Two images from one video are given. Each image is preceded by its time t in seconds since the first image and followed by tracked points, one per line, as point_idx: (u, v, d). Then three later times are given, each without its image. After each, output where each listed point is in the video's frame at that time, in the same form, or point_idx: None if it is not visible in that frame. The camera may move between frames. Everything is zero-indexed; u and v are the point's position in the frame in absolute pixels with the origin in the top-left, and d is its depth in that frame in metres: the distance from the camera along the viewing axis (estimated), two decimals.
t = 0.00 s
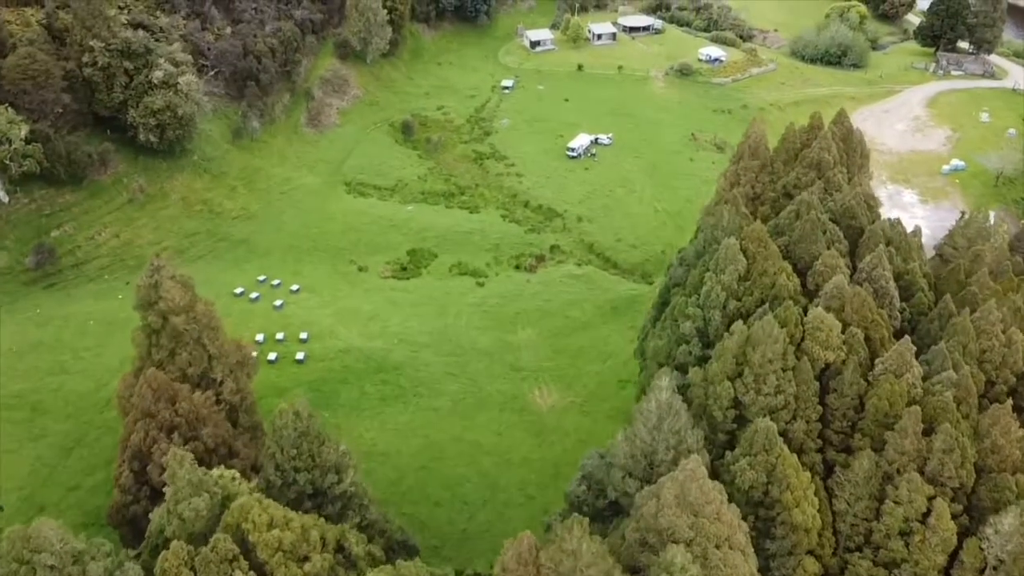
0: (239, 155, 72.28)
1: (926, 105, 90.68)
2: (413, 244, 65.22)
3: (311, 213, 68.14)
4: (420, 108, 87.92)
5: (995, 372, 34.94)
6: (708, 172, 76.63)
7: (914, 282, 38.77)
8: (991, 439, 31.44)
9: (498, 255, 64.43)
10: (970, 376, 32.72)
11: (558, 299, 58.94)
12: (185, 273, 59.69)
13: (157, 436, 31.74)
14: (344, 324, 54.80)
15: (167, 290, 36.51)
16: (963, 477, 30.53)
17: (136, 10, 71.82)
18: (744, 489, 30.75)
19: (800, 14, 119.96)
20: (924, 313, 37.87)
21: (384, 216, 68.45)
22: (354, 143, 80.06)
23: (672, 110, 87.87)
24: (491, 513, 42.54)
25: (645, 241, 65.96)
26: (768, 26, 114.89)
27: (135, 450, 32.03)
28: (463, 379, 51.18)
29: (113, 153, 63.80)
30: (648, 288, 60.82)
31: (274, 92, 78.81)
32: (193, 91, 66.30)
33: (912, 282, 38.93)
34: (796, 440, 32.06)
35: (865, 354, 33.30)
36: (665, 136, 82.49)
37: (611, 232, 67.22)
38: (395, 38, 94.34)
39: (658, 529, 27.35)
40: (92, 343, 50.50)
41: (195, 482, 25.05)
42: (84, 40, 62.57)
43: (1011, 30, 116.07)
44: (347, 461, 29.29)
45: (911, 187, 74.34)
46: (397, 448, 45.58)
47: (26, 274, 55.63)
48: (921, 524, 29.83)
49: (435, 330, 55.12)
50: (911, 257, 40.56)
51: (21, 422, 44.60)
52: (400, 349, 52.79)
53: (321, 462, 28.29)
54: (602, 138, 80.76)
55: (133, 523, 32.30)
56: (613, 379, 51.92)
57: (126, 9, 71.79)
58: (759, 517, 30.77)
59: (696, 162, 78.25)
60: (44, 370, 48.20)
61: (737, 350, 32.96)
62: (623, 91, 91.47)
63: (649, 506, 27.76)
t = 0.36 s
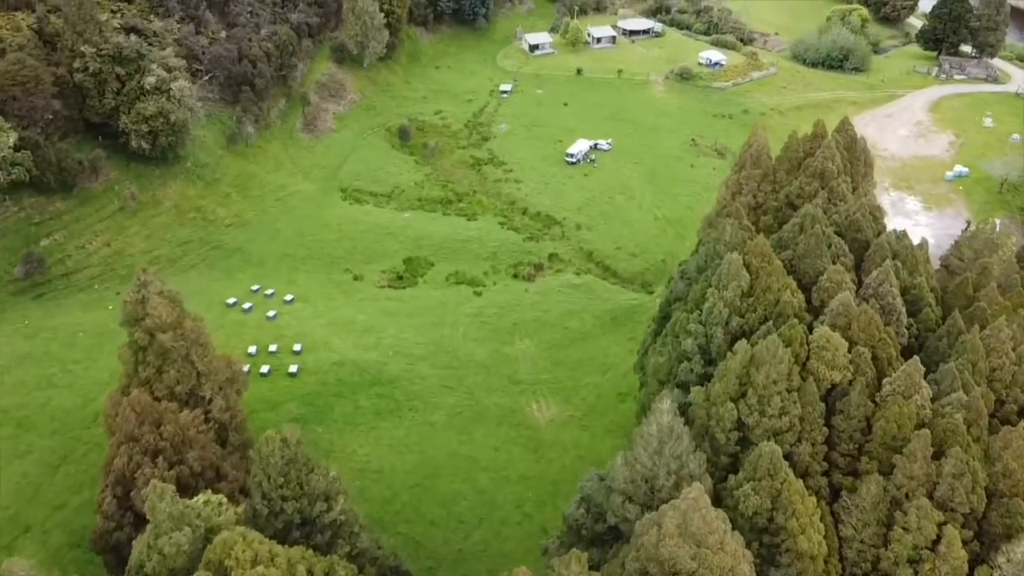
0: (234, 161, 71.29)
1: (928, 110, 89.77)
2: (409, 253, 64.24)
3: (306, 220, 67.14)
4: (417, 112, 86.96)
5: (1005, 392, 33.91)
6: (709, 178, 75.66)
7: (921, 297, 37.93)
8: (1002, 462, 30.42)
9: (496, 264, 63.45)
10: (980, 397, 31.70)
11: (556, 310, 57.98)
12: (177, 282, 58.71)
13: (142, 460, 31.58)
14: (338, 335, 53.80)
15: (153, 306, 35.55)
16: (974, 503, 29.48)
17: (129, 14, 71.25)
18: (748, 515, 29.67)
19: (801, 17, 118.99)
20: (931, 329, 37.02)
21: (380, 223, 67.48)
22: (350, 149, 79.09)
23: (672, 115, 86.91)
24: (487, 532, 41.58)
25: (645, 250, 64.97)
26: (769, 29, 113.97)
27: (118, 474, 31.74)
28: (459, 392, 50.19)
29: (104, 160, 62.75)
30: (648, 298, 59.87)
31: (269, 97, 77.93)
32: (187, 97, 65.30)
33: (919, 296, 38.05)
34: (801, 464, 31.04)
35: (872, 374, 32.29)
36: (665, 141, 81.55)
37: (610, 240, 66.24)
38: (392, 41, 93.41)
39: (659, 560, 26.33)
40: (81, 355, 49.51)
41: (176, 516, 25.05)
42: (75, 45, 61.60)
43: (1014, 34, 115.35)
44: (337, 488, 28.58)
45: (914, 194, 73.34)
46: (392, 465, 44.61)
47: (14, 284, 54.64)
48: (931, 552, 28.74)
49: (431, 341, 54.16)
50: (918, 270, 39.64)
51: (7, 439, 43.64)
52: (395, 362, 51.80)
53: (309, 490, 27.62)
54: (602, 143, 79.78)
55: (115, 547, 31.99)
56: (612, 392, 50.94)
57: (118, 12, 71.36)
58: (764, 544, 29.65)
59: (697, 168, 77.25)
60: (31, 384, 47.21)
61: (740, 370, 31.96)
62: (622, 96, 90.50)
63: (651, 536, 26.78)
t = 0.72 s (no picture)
0: (227, 168, 70.11)
1: (932, 115, 88.69)
2: (405, 262, 63.07)
3: (300, 229, 65.95)
4: (415, 117, 85.83)
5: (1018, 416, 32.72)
6: (710, 186, 74.46)
7: (929, 315, 36.86)
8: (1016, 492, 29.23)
9: (493, 274, 62.27)
10: (993, 422, 30.54)
11: (554, 321, 56.84)
12: (168, 293, 57.46)
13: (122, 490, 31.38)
14: (332, 348, 52.64)
15: (138, 326, 34.41)
16: (988, 535, 28.29)
17: (120, 19, 70.10)
18: (752, 547, 28.48)
19: (802, 21, 117.94)
20: (941, 349, 35.90)
21: (375, 231, 66.30)
22: (346, 155, 77.92)
23: (672, 121, 85.80)
24: (482, 555, 40.45)
25: (645, 259, 63.80)
26: (770, 32, 112.90)
27: (98, 505, 31.45)
28: (455, 408, 49.00)
29: (94, 168, 61.56)
30: (648, 309, 58.68)
31: (264, 102, 76.79)
32: (178, 104, 64.15)
33: (928, 314, 36.95)
34: (807, 492, 29.89)
35: (881, 399, 31.13)
36: (665, 147, 80.43)
37: (609, 249, 65.09)
38: (389, 46, 92.33)
39: None
40: (68, 371, 48.35)
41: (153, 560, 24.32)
42: (64, 51, 60.57)
43: (1016, 38, 114.46)
44: (322, 521, 28.82)
45: (918, 203, 72.15)
46: (385, 485, 43.44)
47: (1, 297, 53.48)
48: None
49: (426, 355, 52.99)
50: (926, 286, 38.56)
51: None
52: (390, 377, 50.61)
53: (294, 525, 27.61)
54: (601, 150, 78.62)
55: None
56: (611, 407, 49.77)
57: (109, 16, 70.21)
58: None
59: (698, 175, 76.10)
60: (16, 401, 46.07)
61: (744, 395, 30.82)
62: (621, 101, 89.38)
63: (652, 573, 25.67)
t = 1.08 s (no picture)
0: (219, 175, 68.87)
1: (935, 121, 87.51)
2: (400, 272, 61.83)
3: (294, 238, 64.70)
4: (411, 123, 84.60)
5: None
6: (711, 193, 73.25)
7: (939, 335, 35.61)
8: None
9: (490, 284, 61.06)
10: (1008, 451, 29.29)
11: (552, 334, 55.61)
12: (157, 305, 56.16)
13: (97, 525, 30.47)
14: (324, 363, 51.41)
15: (120, 349, 33.12)
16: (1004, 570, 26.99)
17: (111, 24, 69.63)
18: None
19: (804, 24, 116.73)
20: (951, 370, 34.64)
21: (370, 241, 65.06)
22: (341, 162, 76.67)
23: (673, 126, 84.62)
24: None
25: (645, 270, 62.56)
26: (771, 36, 111.64)
27: (74, 539, 30.40)
28: (451, 425, 47.73)
29: (82, 177, 60.32)
30: (648, 322, 57.43)
31: (258, 108, 75.56)
32: (169, 111, 62.82)
33: (938, 334, 35.70)
34: (815, 525, 28.65)
35: (892, 427, 29.87)
36: (665, 154, 79.23)
37: (609, 259, 63.84)
38: (385, 50, 91.17)
39: None
40: (53, 388, 47.17)
41: None
42: (52, 58, 59.71)
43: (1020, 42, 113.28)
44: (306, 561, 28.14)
45: (922, 211, 70.91)
46: (378, 507, 42.22)
47: None
48: None
49: (421, 369, 51.74)
50: (935, 304, 37.33)
51: None
52: (384, 393, 49.33)
53: (277, 565, 27.03)
54: (600, 156, 77.36)
55: None
56: (610, 424, 48.55)
57: (100, 21, 70.05)
58: None
59: (698, 182, 74.88)
60: None
61: (749, 423, 29.59)
62: (621, 106, 88.17)
63: None
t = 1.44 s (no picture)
0: (211, 184, 67.57)
1: (940, 127, 86.30)
2: (395, 284, 60.53)
3: (287, 249, 63.44)
4: (407, 129, 83.32)
5: None
6: (712, 202, 71.95)
7: (951, 357, 34.33)
8: None
9: (487, 296, 59.77)
10: None
11: (551, 349, 54.34)
12: (145, 318, 54.85)
13: (70, 566, 29.13)
14: (317, 380, 50.14)
15: (100, 375, 31.68)
16: None
17: (101, 29, 68.42)
18: None
19: (806, 28, 115.44)
20: (964, 395, 33.36)
21: (365, 251, 63.76)
22: (336, 169, 75.37)
23: (673, 133, 83.38)
24: None
25: (645, 282, 61.28)
26: (773, 40, 110.42)
27: None
28: (446, 445, 46.45)
29: (69, 187, 59.06)
30: (649, 336, 56.11)
31: (251, 114, 74.29)
32: (160, 119, 61.56)
33: (950, 357, 34.40)
34: (823, 562, 27.40)
35: (905, 458, 28.57)
36: (665, 162, 77.97)
37: (608, 270, 62.57)
38: (381, 55, 89.88)
39: None
40: (37, 406, 45.89)
41: None
42: (40, 65, 58.49)
43: None
44: None
45: (927, 220, 69.69)
46: (370, 533, 41.04)
47: None
48: None
49: (416, 385, 50.48)
50: (946, 324, 36.04)
51: None
52: (377, 411, 48.06)
53: None
54: (599, 164, 76.09)
55: None
56: (610, 443, 47.30)
57: (90, 26, 68.63)
58: None
59: (700, 191, 73.60)
60: None
61: (755, 455, 28.31)
62: (621, 112, 86.92)
63: None
